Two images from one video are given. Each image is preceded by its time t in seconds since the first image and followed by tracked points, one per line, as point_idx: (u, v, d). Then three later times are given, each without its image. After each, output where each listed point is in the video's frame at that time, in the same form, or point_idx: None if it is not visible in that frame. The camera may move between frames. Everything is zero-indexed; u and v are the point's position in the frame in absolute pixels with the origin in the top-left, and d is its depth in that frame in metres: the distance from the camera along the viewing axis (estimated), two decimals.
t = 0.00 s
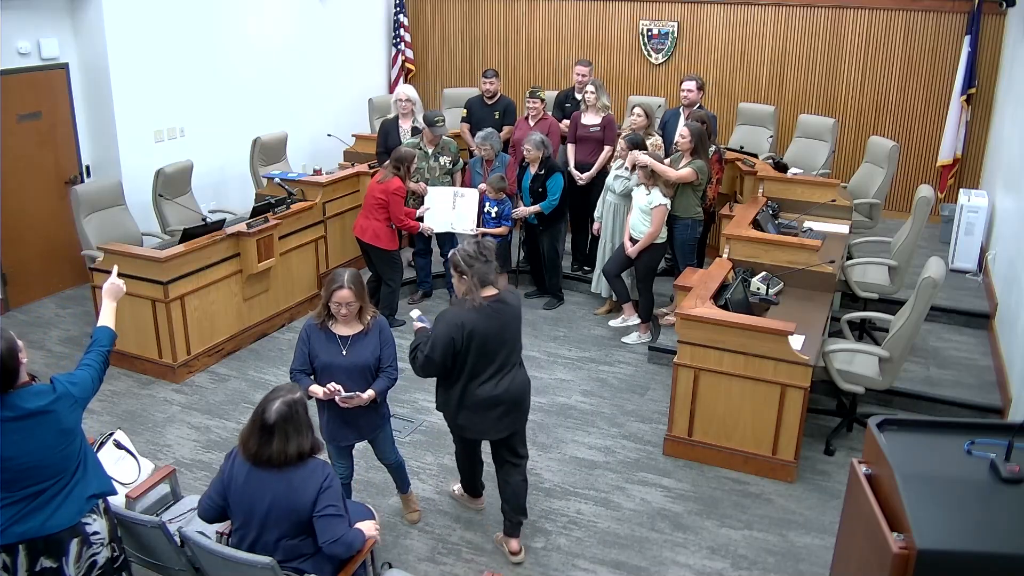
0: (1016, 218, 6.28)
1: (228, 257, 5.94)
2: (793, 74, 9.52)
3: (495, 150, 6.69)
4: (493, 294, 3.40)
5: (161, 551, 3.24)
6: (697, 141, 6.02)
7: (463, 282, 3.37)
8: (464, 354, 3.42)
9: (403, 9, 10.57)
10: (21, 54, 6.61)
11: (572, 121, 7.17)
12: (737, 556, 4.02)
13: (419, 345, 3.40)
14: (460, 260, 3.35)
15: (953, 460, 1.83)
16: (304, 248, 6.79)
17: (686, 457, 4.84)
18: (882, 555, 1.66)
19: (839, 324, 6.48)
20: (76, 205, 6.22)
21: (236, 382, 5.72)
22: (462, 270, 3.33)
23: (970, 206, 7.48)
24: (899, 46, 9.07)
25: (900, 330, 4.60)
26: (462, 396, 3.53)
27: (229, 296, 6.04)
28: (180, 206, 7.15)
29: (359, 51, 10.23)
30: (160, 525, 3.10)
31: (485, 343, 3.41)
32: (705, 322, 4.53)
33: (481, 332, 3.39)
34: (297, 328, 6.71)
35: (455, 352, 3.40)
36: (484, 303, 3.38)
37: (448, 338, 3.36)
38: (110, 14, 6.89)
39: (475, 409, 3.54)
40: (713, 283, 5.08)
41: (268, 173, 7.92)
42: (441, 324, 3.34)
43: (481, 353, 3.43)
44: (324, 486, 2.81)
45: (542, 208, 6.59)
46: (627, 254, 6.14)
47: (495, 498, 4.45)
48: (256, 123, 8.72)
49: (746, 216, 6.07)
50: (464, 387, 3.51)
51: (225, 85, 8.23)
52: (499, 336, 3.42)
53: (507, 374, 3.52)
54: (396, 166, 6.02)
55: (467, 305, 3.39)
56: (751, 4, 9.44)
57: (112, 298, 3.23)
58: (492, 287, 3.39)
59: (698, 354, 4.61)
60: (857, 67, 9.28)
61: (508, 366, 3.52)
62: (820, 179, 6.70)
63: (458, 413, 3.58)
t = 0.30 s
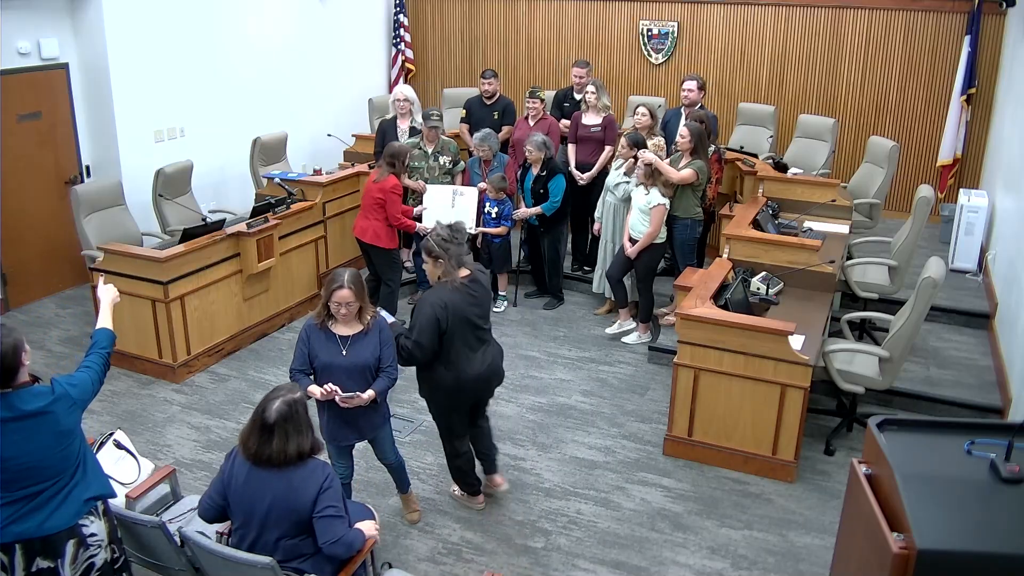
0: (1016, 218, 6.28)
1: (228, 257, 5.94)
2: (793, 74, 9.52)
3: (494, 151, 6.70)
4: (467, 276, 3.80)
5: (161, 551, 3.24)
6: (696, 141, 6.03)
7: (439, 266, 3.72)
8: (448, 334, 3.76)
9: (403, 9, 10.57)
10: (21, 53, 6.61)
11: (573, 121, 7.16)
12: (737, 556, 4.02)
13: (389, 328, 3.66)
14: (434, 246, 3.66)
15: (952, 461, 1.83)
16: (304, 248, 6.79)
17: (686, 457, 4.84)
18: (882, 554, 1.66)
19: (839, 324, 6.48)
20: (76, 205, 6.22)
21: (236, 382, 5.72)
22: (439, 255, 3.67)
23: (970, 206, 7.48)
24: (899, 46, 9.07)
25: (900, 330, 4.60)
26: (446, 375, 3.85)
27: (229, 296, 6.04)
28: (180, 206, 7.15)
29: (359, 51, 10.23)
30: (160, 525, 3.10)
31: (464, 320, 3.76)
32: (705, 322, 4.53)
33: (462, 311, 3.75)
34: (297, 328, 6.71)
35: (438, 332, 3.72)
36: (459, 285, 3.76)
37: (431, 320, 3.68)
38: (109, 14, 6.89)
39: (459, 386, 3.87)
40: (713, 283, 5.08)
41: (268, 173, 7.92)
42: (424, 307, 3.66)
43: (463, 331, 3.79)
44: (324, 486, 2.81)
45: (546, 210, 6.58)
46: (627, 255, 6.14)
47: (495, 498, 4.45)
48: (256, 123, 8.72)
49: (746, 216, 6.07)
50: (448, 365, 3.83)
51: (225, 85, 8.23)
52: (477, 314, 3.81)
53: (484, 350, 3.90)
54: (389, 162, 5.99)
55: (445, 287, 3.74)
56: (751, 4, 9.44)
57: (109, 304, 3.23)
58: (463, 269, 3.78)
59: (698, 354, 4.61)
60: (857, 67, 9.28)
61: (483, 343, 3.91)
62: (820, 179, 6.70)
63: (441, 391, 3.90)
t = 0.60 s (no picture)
0: (1016, 218, 6.28)
1: (228, 257, 5.94)
2: (793, 74, 9.52)
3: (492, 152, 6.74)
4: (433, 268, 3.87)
5: (161, 551, 3.24)
6: (695, 141, 6.06)
7: (409, 260, 3.79)
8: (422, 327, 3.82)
9: (403, 9, 10.57)
10: (21, 54, 6.61)
11: (573, 121, 7.16)
12: (737, 556, 4.02)
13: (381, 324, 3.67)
14: (403, 241, 3.75)
15: (953, 460, 1.83)
16: (304, 248, 6.79)
17: (686, 457, 4.84)
18: (882, 554, 1.66)
19: (839, 324, 6.48)
20: (76, 205, 6.22)
21: (236, 382, 5.72)
22: (407, 248, 3.74)
23: (970, 206, 7.48)
24: (898, 46, 9.07)
25: (900, 330, 4.60)
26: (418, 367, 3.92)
27: (229, 296, 6.04)
28: (180, 206, 7.15)
29: (359, 51, 10.23)
30: (161, 525, 3.09)
31: (439, 311, 3.83)
32: (705, 322, 4.53)
33: (435, 305, 3.81)
34: (297, 328, 6.71)
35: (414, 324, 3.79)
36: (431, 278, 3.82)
37: (407, 312, 3.77)
38: (110, 14, 6.89)
39: (432, 378, 3.92)
40: (713, 283, 5.08)
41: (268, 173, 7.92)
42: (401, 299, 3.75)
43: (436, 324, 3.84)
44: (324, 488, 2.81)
45: (552, 212, 6.59)
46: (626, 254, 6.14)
47: (496, 498, 4.46)
48: (257, 123, 8.73)
49: (746, 216, 6.07)
50: (426, 356, 3.90)
51: (225, 86, 8.23)
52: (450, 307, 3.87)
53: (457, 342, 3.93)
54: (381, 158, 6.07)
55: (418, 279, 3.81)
56: (751, 4, 9.44)
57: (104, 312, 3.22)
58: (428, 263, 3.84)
59: (698, 354, 4.61)
60: (857, 67, 9.28)
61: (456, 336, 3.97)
62: (820, 179, 6.70)
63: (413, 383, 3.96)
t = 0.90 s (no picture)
0: (1016, 218, 6.28)
1: (228, 257, 5.94)
2: (793, 74, 9.52)
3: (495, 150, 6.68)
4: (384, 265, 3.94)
5: (160, 552, 3.25)
6: (694, 142, 6.05)
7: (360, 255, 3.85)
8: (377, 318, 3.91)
9: (403, 10, 10.57)
10: (21, 53, 6.61)
11: (573, 122, 7.16)
12: (737, 556, 4.02)
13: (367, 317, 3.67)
14: (355, 235, 3.83)
15: (953, 460, 1.83)
16: (304, 248, 6.79)
17: (686, 457, 4.84)
18: (882, 555, 1.66)
19: (839, 324, 6.48)
20: (76, 205, 6.22)
21: (236, 382, 5.72)
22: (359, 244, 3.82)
23: (970, 206, 7.48)
24: (899, 46, 9.07)
25: (900, 330, 4.60)
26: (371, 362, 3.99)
27: (229, 296, 6.05)
28: (180, 206, 7.15)
29: (359, 51, 10.23)
30: (160, 525, 3.09)
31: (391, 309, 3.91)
32: (705, 322, 4.53)
33: (386, 303, 3.90)
34: (296, 328, 6.71)
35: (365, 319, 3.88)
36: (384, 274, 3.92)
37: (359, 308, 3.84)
38: (110, 14, 6.89)
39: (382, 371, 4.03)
40: (713, 283, 5.08)
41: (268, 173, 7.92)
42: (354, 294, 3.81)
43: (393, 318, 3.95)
44: (324, 492, 2.81)
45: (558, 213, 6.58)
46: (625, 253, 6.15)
47: (495, 498, 4.46)
48: (257, 123, 8.72)
49: (746, 216, 6.07)
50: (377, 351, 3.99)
51: (225, 86, 8.23)
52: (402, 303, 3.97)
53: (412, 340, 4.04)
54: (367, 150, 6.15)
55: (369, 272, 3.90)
56: (751, 4, 9.44)
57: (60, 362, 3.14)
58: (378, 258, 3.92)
59: (698, 354, 4.61)
60: (857, 67, 9.28)
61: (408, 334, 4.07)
62: (820, 179, 6.70)
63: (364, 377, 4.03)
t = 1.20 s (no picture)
0: (1015, 217, 6.28)
1: (228, 257, 5.94)
2: (793, 74, 9.52)
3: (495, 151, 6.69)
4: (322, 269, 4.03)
5: (157, 551, 3.25)
6: (695, 142, 6.05)
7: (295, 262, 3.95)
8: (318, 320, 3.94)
9: (403, 9, 10.57)
10: (21, 53, 6.61)
11: (573, 121, 7.16)
12: (737, 556, 4.02)
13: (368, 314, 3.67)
14: (288, 242, 3.93)
15: (952, 460, 1.83)
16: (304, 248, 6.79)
17: (686, 457, 4.84)
18: (882, 555, 1.66)
19: (839, 324, 6.48)
20: (76, 205, 6.22)
21: (235, 382, 5.72)
22: (294, 250, 3.91)
23: (970, 206, 7.48)
24: (898, 46, 9.07)
25: (900, 330, 4.60)
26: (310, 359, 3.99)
27: (229, 296, 6.05)
28: (180, 206, 7.15)
29: (359, 51, 10.23)
30: (160, 525, 3.09)
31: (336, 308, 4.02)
32: (704, 322, 4.53)
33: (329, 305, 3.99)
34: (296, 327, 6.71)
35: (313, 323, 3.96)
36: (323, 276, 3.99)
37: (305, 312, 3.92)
38: (110, 13, 6.89)
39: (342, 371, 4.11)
40: (713, 283, 5.08)
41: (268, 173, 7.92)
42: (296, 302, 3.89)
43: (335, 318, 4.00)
44: (324, 496, 2.82)
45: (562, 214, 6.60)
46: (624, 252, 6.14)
47: (495, 498, 4.46)
48: (257, 123, 8.72)
49: (746, 216, 6.07)
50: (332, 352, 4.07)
51: (225, 86, 8.23)
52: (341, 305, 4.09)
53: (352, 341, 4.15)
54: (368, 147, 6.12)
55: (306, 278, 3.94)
56: (751, 4, 9.44)
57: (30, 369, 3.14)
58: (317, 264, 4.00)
59: (698, 354, 4.61)
60: (857, 67, 9.28)
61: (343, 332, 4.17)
62: (820, 179, 6.70)
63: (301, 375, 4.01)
